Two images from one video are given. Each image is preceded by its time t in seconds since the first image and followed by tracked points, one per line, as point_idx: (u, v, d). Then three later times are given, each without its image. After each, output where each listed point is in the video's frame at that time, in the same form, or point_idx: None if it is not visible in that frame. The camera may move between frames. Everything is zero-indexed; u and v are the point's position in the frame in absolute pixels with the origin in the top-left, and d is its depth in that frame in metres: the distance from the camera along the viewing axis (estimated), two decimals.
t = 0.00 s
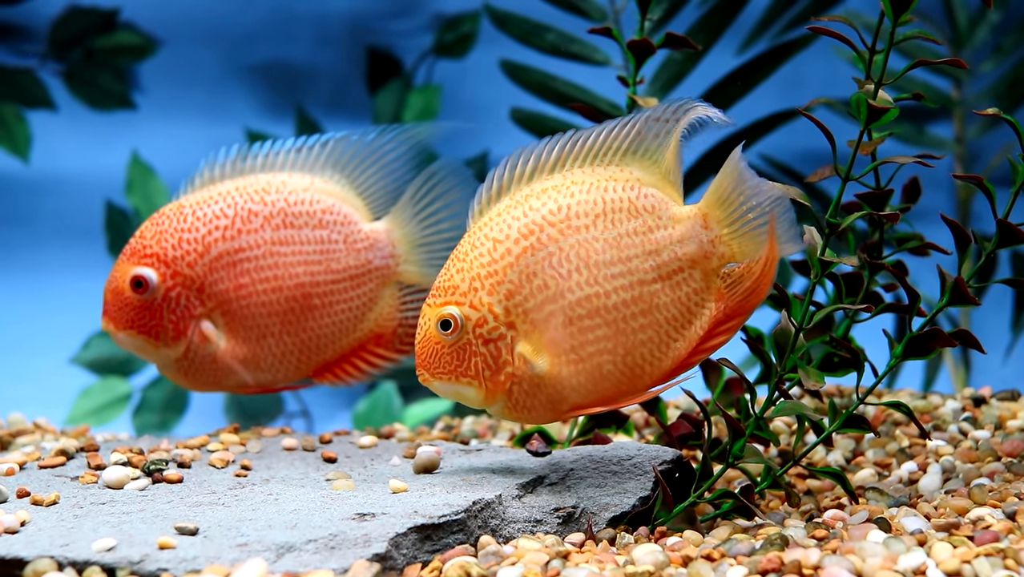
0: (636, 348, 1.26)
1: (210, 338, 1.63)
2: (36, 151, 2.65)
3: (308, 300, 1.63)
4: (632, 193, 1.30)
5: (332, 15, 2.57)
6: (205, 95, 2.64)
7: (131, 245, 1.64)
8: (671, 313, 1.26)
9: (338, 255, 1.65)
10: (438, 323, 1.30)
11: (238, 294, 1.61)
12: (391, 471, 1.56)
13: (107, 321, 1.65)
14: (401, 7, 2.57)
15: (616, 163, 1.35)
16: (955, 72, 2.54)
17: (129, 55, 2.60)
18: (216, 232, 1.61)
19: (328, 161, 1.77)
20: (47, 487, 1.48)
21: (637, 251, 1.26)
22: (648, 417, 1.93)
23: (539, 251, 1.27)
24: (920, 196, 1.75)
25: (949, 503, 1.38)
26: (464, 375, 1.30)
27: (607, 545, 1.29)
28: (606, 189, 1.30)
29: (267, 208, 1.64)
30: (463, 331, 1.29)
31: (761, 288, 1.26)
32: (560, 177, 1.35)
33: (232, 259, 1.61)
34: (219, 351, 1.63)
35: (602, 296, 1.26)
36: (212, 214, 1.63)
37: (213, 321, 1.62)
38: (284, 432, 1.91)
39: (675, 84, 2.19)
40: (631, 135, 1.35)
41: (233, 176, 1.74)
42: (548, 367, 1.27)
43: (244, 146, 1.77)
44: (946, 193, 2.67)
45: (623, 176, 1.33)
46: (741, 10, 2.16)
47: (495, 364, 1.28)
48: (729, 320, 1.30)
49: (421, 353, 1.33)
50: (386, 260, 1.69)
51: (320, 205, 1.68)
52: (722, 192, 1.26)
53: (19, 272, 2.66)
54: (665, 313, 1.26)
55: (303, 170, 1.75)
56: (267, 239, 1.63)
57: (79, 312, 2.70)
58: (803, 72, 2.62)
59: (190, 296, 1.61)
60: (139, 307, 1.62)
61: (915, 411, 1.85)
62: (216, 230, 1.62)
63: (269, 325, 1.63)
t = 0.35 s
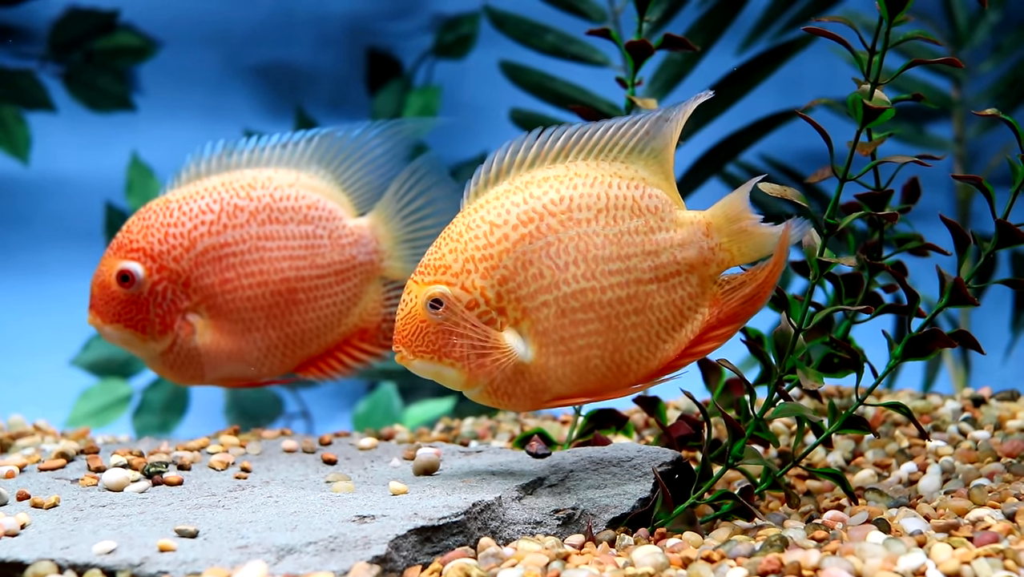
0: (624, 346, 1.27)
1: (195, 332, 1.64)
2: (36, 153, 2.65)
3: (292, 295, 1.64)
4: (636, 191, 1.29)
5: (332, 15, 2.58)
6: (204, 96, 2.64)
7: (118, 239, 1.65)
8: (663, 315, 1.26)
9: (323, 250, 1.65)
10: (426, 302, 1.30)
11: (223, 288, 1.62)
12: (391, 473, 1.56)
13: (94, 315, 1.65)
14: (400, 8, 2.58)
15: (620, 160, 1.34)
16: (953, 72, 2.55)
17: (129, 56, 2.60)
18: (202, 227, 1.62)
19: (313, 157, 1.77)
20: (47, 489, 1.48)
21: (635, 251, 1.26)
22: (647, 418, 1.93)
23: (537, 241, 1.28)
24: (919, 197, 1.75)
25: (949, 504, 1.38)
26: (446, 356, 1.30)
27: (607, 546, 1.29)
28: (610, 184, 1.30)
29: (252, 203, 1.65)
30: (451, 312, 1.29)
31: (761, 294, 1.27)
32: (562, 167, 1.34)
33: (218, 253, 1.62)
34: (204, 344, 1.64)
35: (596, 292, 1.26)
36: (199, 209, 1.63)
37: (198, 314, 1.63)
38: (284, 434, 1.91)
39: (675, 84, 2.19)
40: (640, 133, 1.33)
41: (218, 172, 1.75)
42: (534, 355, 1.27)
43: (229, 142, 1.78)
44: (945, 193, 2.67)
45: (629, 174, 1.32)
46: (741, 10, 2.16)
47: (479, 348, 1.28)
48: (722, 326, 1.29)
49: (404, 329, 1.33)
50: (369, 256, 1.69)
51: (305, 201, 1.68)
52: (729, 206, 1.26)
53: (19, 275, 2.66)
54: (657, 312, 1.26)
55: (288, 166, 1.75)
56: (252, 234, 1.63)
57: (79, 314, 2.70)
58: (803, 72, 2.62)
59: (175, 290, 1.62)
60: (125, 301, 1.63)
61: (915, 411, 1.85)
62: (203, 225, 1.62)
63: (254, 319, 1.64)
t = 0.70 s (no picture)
0: (610, 339, 1.27)
1: (185, 322, 1.64)
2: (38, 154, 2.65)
3: (282, 287, 1.63)
4: (631, 188, 1.29)
5: (333, 16, 2.58)
6: (207, 96, 2.65)
7: (109, 229, 1.65)
8: (648, 311, 1.27)
9: (313, 243, 1.65)
10: (417, 283, 1.26)
11: (212, 279, 1.62)
12: (397, 473, 1.56)
13: (85, 304, 1.66)
14: (401, 8, 2.58)
15: (616, 156, 1.34)
16: (956, 71, 2.55)
17: (130, 57, 2.60)
18: (193, 218, 1.62)
19: (304, 150, 1.76)
20: (54, 490, 1.48)
21: (627, 247, 1.26)
22: (652, 417, 1.94)
23: (533, 229, 1.26)
24: (923, 195, 1.75)
25: (955, 502, 1.38)
26: (432, 339, 1.26)
27: (614, 546, 1.29)
28: (605, 179, 1.29)
29: (242, 195, 1.64)
30: (442, 294, 1.25)
31: (745, 302, 1.30)
32: (557, 158, 1.32)
33: (208, 245, 1.61)
34: (194, 334, 1.64)
35: (588, 283, 1.26)
36: (190, 200, 1.63)
37: (189, 305, 1.63)
38: (289, 434, 1.91)
39: (678, 83, 2.19)
40: (638, 130, 1.34)
41: (209, 164, 1.73)
42: (524, 343, 1.25)
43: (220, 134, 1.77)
44: (947, 192, 2.67)
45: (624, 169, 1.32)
46: (743, 9, 2.16)
47: (468, 333, 1.25)
48: (704, 328, 1.31)
49: (387, 310, 1.27)
50: (359, 248, 1.68)
51: (295, 193, 1.67)
52: (716, 204, 1.27)
53: (22, 275, 2.66)
54: (643, 307, 1.27)
55: (279, 159, 1.73)
56: (242, 226, 1.62)
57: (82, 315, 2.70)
58: (805, 71, 2.62)
59: (166, 281, 1.62)
60: (116, 291, 1.63)
61: (920, 410, 1.85)
62: (193, 216, 1.62)
63: (243, 310, 1.63)
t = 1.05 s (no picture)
0: (579, 343, 1.27)
1: (173, 318, 1.64)
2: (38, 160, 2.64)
3: (270, 283, 1.63)
4: (603, 195, 1.31)
5: (333, 21, 2.59)
6: (208, 102, 2.65)
7: (98, 223, 1.64)
8: (614, 317, 1.28)
9: (300, 240, 1.64)
10: (400, 279, 1.23)
11: (202, 274, 1.62)
12: (404, 478, 1.56)
13: (73, 299, 1.66)
14: (402, 13, 2.58)
15: (590, 165, 1.35)
16: (955, 75, 2.56)
17: (131, 63, 2.60)
18: (182, 214, 1.62)
19: (294, 149, 1.76)
20: (60, 496, 1.48)
21: (600, 253, 1.28)
22: (657, 423, 1.94)
23: (513, 229, 1.26)
24: (926, 199, 1.76)
25: (961, 507, 1.39)
26: (412, 335, 1.24)
27: (621, 551, 1.29)
28: (580, 185, 1.31)
29: (232, 191, 1.64)
30: (425, 290, 1.23)
31: (715, 314, 1.33)
32: (533, 163, 1.32)
33: (197, 240, 1.61)
34: (182, 329, 1.64)
35: (562, 287, 1.26)
36: (180, 196, 1.63)
37: (177, 300, 1.63)
38: (294, 440, 1.91)
39: (679, 88, 2.19)
40: (615, 142, 1.35)
41: (199, 161, 1.73)
42: (499, 344, 1.24)
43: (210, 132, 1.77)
44: (947, 197, 2.68)
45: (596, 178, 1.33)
46: (745, 14, 2.17)
47: (447, 330, 1.24)
48: (668, 336, 1.33)
49: (365, 304, 1.25)
50: (346, 246, 1.67)
51: (283, 190, 1.67)
52: (691, 223, 1.29)
53: (22, 282, 2.65)
54: (612, 313, 1.28)
55: (269, 156, 1.74)
56: (232, 222, 1.63)
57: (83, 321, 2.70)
58: (804, 76, 2.63)
59: (155, 276, 1.62)
60: (105, 285, 1.63)
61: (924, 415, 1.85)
62: (183, 212, 1.62)
63: (231, 306, 1.63)
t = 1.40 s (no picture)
0: (566, 343, 1.28)
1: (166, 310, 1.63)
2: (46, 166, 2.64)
3: (264, 278, 1.63)
4: (591, 196, 1.31)
5: (339, 24, 2.58)
6: (214, 106, 2.65)
7: (92, 215, 1.64)
8: (600, 317, 1.29)
9: (295, 235, 1.64)
10: (399, 278, 1.21)
11: (196, 267, 1.61)
12: (422, 484, 1.56)
13: (66, 291, 1.66)
14: (408, 16, 2.58)
15: (578, 166, 1.34)
16: (962, 74, 2.56)
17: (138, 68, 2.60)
18: (177, 207, 1.61)
19: (290, 144, 1.75)
20: (79, 505, 1.48)
21: (591, 253, 1.28)
22: (672, 426, 1.95)
23: (508, 228, 1.25)
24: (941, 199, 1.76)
25: (981, 509, 1.39)
26: (408, 335, 1.22)
27: (643, 556, 1.29)
28: (571, 186, 1.31)
29: (228, 186, 1.64)
30: (424, 289, 1.22)
31: (700, 311, 1.34)
32: (526, 162, 1.32)
33: (192, 234, 1.61)
34: (174, 322, 1.64)
35: (554, 287, 1.26)
36: (176, 189, 1.62)
37: (170, 293, 1.63)
38: (310, 446, 1.91)
39: (689, 90, 2.19)
40: (605, 141, 1.34)
41: (194, 155, 1.72)
42: (492, 343, 1.24)
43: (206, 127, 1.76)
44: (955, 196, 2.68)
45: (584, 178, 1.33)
46: (755, 15, 2.17)
47: (443, 329, 1.22)
48: (650, 334, 1.34)
49: (363, 302, 1.22)
50: (341, 242, 1.66)
51: (279, 185, 1.67)
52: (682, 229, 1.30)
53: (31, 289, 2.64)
54: (598, 314, 1.29)
55: (265, 152, 1.73)
56: (226, 216, 1.62)
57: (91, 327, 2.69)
58: (811, 77, 2.63)
59: (148, 269, 1.62)
60: (98, 277, 1.62)
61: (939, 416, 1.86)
62: (178, 206, 1.61)
63: (224, 300, 1.63)
